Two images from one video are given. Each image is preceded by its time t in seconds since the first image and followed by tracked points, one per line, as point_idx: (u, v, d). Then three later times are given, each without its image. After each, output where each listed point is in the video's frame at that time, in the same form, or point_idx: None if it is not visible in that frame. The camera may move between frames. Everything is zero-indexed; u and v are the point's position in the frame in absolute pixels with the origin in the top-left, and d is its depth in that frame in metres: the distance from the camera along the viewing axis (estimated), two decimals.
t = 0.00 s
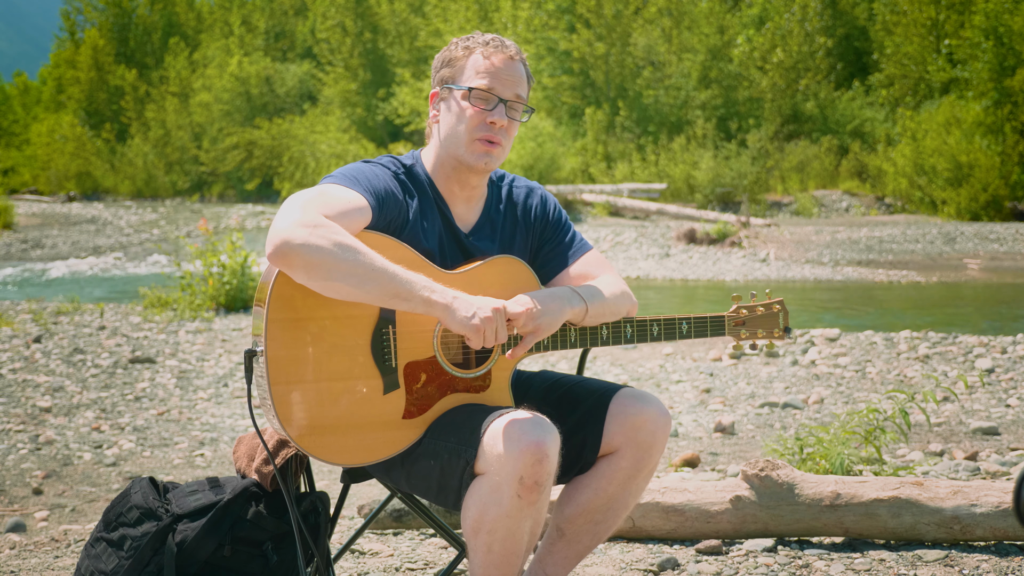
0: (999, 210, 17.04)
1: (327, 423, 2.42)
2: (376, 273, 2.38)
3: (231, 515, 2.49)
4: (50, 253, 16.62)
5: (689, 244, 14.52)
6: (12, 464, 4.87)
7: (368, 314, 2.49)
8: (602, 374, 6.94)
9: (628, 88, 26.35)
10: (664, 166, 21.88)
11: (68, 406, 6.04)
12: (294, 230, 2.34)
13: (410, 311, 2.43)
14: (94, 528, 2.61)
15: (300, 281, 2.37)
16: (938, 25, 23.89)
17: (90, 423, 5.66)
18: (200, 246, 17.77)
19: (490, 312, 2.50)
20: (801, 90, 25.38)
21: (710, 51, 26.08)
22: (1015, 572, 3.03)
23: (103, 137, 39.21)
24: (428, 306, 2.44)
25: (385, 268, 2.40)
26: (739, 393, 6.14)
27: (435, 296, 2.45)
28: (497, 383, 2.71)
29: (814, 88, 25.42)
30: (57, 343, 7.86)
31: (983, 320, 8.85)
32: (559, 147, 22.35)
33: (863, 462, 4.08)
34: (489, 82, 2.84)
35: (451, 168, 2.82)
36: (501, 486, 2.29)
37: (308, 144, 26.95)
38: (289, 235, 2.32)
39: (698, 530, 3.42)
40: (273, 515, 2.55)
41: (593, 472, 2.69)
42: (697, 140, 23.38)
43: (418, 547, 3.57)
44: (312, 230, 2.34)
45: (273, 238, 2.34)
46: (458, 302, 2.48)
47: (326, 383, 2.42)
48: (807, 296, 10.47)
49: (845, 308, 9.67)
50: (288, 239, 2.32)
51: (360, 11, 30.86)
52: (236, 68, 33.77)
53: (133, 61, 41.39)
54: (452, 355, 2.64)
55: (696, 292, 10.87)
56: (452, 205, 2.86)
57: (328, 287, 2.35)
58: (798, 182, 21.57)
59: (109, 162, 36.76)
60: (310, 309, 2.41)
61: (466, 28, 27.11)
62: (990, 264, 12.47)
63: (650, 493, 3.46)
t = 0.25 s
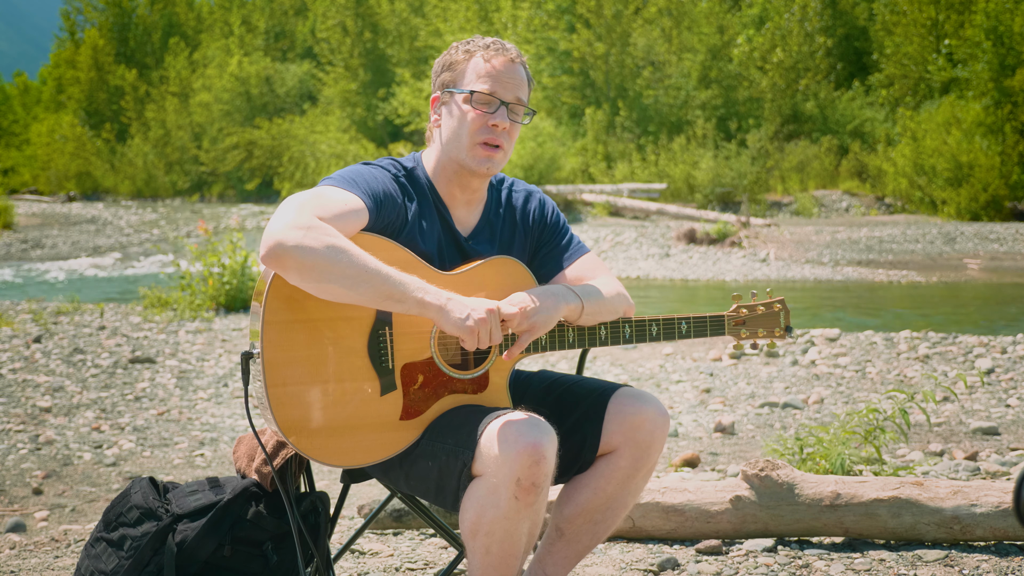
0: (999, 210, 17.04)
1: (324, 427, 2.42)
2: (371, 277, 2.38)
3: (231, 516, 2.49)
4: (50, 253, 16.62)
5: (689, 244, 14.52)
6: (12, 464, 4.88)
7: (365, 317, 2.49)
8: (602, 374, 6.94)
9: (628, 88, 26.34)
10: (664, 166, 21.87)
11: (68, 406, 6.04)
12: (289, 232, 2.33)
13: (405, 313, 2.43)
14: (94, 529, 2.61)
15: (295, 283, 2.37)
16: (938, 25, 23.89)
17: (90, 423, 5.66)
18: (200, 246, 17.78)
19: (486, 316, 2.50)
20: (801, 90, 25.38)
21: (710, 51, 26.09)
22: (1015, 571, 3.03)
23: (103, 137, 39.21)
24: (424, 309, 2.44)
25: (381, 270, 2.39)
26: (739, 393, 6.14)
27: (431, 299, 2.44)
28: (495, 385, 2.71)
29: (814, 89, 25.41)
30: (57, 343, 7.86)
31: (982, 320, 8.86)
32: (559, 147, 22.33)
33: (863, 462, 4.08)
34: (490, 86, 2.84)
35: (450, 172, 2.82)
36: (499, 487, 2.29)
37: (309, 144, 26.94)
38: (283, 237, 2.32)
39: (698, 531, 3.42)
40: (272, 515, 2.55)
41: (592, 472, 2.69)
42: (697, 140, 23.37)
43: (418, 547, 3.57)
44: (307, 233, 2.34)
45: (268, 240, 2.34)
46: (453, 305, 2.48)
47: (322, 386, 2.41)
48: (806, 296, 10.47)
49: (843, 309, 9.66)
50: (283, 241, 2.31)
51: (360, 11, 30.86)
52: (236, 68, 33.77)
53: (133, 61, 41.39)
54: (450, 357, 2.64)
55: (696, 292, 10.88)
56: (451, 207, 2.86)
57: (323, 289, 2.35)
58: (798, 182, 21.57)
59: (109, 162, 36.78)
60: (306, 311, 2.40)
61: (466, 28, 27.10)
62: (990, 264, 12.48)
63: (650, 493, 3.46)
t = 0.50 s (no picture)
0: (999, 210, 17.05)
1: (326, 426, 2.42)
2: (372, 275, 2.38)
3: (231, 515, 2.49)
4: (50, 253, 16.62)
5: (689, 244, 14.52)
6: (12, 464, 4.87)
7: (367, 316, 2.49)
8: (602, 374, 6.94)
9: (628, 88, 26.34)
10: (664, 166, 21.86)
11: (68, 406, 6.04)
12: (289, 230, 2.34)
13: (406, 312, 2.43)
14: (94, 528, 2.61)
15: (297, 281, 2.37)
16: (938, 25, 23.89)
17: (90, 423, 5.66)
18: (200, 246, 17.78)
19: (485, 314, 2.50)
20: (801, 90, 25.37)
21: (710, 51, 26.09)
22: (1016, 572, 3.03)
23: (103, 137, 39.22)
24: (424, 307, 2.44)
25: (381, 268, 2.40)
26: (739, 393, 6.14)
27: (432, 298, 2.44)
28: (496, 384, 2.71)
29: (814, 89, 25.40)
30: (57, 343, 7.86)
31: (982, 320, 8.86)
32: (559, 147, 22.32)
33: (863, 462, 4.08)
34: (473, 81, 2.84)
35: (447, 172, 2.82)
36: (499, 488, 2.29)
37: (309, 144, 26.94)
38: (284, 236, 2.32)
39: (698, 530, 3.42)
40: (273, 514, 2.55)
41: (592, 473, 2.69)
42: (697, 140, 23.37)
43: (418, 547, 3.57)
44: (307, 231, 2.34)
45: (268, 239, 2.34)
46: (453, 304, 2.47)
47: (325, 385, 2.42)
48: (806, 296, 10.47)
49: (843, 309, 9.66)
50: (281, 240, 2.31)
51: (360, 11, 30.84)
52: (236, 68, 33.77)
53: (133, 61, 41.39)
54: (451, 356, 2.64)
55: (696, 292, 10.88)
56: (452, 207, 2.86)
57: (324, 288, 2.35)
58: (798, 182, 21.56)
59: (109, 162, 36.78)
60: (309, 310, 2.41)
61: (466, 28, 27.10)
62: (990, 264, 12.47)
63: (650, 493, 3.46)
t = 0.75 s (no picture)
0: (999, 210, 17.05)
1: (325, 426, 2.42)
2: (367, 256, 2.36)
3: (231, 516, 2.49)
4: (50, 253, 16.62)
5: (689, 244, 14.51)
6: (12, 464, 4.88)
7: (366, 316, 2.49)
8: (602, 374, 6.94)
9: (628, 88, 26.34)
10: (665, 166, 21.85)
11: (67, 406, 6.04)
12: (278, 227, 2.32)
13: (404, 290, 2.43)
14: (94, 528, 2.61)
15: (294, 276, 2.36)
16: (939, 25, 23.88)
17: (90, 423, 5.66)
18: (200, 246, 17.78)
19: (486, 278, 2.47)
20: (801, 90, 25.37)
21: (710, 51, 26.09)
22: (1015, 572, 3.03)
23: (103, 137, 39.22)
24: (424, 283, 2.43)
25: (376, 252, 2.38)
26: (739, 393, 6.14)
27: (430, 272, 2.43)
28: (497, 383, 2.70)
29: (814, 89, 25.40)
30: (57, 343, 7.86)
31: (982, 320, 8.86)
32: (559, 147, 22.31)
33: (863, 462, 4.07)
34: (469, 78, 2.86)
35: (443, 170, 2.83)
36: (500, 487, 2.29)
37: (309, 144, 26.94)
38: (273, 233, 2.31)
39: (698, 530, 3.42)
40: (272, 515, 2.55)
41: (593, 472, 2.69)
42: (697, 140, 23.36)
43: (418, 547, 3.57)
44: (298, 225, 2.33)
45: (260, 237, 2.34)
46: (453, 274, 2.45)
47: (323, 381, 2.42)
48: (807, 296, 10.47)
49: (842, 309, 9.66)
50: (273, 236, 2.30)
51: (360, 11, 30.83)
52: (236, 68, 33.75)
53: (133, 61, 41.38)
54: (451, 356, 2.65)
55: (696, 292, 10.88)
56: (450, 207, 2.87)
57: (320, 279, 2.35)
58: (798, 182, 21.57)
59: (109, 162, 36.78)
60: (305, 307, 2.40)
61: (467, 28, 27.09)
62: (990, 264, 12.47)
63: (650, 493, 3.47)
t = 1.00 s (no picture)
0: (999, 210, 17.05)
1: (323, 428, 2.42)
2: (352, 236, 2.37)
3: (231, 516, 2.49)
4: (50, 253, 16.62)
5: (689, 244, 14.51)
6: (12, 464, 4.88)
7: (365, 317, 2.49)
8: (602, 374, 6.94)
9: (628, 88, 26.34)
10: (665, 166, 21.85)
11: (67, 406, 6.04)
12: (263, 229, 2.34)
13: (396, 254, 2.43)
14: (94, 528, 2.61)
15: (285, 276, 2.37)
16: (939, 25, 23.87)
17: (90, 423, 5.66)
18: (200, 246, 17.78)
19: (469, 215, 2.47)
20: (801, 90, 25.37)
21: (710, 51, 26.08)
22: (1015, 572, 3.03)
23: (103, 137, 39.23)
24: (416, 242, 2.44)
25: (365, 231, 2.39)
26: (739, 393, 6.14)
27: (421, 230, 2.44)
28: (497, 385, 2.70)
29: (814, 89, 25.40)
30: (57, 343, 7.86)
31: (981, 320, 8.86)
32: (559, 147, 22.30)
33: (863, 462, 4.07)
34: (473, 81, 2.86)
35: (442, 172, 2.85)
36: (501, 487, 2.29)
37: (309, 144, 26.95)
38: (257, 234, 2.33)
39: (698, 531, 3.42)
40: (272, 515, 2.55)
41: (593, 473, 2.69)
42: (697, 140, 23.36)
43: (418, 547, 3.57)
44: (282, 221, 2.35)
45: (246, 241, 2.36)
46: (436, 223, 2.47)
47: (320, 378, 2.41)
48: (807, 297, 10.47)
49: (842, 309, 9.66)
50: (257, 238, 2.32)
51: (360, 11, 30.81)
52: (236, 68, 33.75)
53: (133, 61, 41.38)
54: (451, 356, 2.64)
55: (696, 292, 10.87)
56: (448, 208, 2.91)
57: (312, 271, 2.35)
58: (798, 182, 21.58)
59: (109, 162, 36.78)
60: (301, 306, 2.40)
61: (467, 28, 27.08)
62: (991, 264, 12.47)
63: (650, 493, 3.47)
